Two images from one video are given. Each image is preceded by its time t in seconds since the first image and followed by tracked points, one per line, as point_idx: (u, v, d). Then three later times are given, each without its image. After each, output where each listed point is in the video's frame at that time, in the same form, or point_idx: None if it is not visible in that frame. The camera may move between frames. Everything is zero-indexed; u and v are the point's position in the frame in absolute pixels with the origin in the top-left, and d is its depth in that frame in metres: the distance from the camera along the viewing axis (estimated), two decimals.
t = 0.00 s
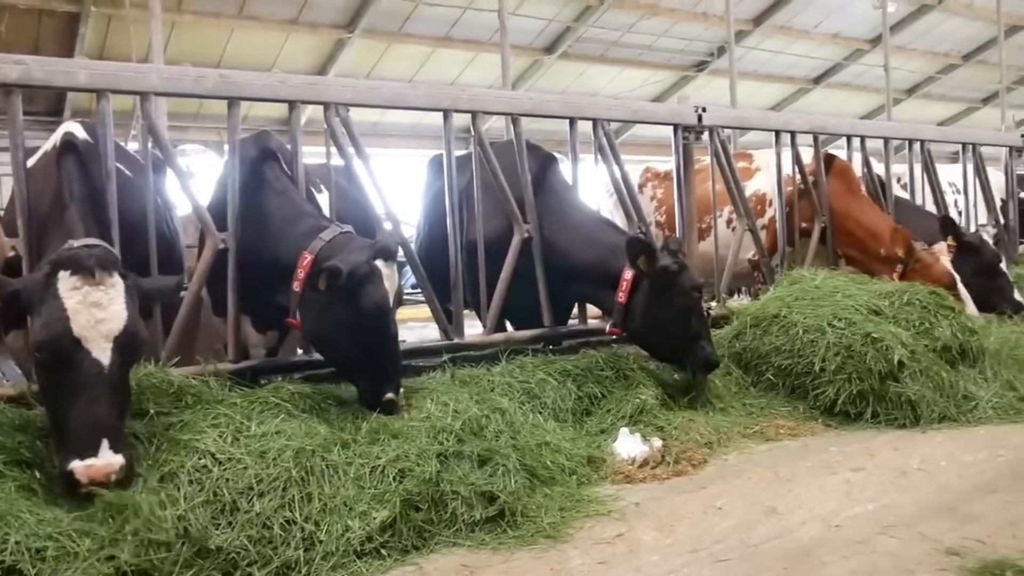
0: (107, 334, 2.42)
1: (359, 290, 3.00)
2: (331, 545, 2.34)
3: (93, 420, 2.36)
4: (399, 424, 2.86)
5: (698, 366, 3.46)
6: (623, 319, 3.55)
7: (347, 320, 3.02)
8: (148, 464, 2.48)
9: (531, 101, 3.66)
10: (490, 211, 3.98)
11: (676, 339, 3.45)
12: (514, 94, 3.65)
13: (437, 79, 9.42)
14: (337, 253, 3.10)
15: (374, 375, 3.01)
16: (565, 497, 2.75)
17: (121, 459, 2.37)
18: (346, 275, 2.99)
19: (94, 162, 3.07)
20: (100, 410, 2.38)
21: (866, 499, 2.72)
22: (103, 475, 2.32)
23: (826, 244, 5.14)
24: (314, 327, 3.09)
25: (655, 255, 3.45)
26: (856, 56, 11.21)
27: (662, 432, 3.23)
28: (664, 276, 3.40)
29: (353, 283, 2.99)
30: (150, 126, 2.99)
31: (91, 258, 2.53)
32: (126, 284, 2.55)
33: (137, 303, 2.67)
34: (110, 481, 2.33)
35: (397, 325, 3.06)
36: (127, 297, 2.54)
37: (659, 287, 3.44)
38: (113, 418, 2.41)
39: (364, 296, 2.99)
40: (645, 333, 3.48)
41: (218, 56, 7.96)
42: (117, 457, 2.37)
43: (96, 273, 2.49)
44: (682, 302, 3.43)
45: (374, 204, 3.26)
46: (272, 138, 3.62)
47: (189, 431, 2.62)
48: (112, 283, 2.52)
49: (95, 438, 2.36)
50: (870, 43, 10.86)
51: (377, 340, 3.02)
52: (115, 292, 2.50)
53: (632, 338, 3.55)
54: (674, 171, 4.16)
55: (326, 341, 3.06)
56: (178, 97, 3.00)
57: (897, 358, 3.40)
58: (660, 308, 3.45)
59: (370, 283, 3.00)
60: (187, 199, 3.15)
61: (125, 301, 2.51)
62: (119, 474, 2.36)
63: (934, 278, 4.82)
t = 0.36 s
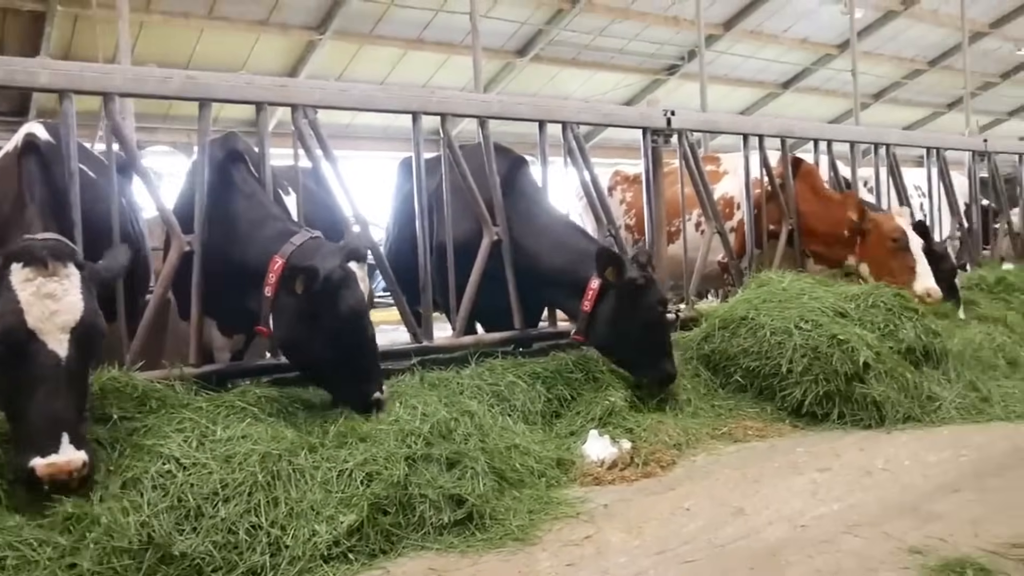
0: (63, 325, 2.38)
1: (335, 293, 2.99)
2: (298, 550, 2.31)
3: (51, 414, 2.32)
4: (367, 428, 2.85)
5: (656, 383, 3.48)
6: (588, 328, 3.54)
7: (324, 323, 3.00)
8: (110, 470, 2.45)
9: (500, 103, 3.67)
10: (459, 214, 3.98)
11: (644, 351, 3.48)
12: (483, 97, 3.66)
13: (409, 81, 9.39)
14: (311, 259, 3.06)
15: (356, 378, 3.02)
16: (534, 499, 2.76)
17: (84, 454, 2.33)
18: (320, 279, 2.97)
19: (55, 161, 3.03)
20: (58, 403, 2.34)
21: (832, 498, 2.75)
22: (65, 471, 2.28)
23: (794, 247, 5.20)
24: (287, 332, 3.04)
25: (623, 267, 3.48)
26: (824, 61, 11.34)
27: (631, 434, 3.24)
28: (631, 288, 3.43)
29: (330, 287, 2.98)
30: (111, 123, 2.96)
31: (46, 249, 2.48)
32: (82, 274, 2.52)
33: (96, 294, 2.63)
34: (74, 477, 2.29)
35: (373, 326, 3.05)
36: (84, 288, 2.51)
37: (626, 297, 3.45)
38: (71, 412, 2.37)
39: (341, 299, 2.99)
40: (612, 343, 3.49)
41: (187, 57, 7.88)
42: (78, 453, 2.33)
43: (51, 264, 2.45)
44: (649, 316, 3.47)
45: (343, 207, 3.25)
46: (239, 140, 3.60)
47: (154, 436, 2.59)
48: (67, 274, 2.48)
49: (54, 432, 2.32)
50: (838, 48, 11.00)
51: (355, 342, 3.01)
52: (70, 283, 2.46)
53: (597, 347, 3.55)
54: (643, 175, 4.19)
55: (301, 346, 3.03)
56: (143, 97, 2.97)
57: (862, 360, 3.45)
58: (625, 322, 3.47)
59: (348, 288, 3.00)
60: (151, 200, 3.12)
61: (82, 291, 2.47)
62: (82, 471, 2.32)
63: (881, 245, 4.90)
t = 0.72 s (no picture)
0: (21, 325, 2.34)
1: (316, 297, 3.06)
2: (264, 550, 2.29)
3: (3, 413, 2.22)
4: (335, 427, 2.83)
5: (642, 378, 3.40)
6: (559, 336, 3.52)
7: (300, 325, 3.03)
8: (73, 470, 2.41)
9: (470, 101, 3.67)
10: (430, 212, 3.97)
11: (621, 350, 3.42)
12: (453, 95, 3.66)
13: (382, 79, 9.36)
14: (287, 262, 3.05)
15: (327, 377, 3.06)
16: (503, 497, 2.76)
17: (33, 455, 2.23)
18: (305, 285, 3.00)
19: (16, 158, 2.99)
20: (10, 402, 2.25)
21: (798, 495, 2.78)
22: (12, 472, 2.18)
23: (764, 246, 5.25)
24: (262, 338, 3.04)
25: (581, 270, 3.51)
26: (795, 61, 11.45)
27: (600, 431, 3.26)
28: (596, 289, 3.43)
29: (311, 292, 3.04)
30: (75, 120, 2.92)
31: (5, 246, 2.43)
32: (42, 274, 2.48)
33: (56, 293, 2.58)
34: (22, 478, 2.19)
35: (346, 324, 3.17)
36: (44, 288, 2.47)
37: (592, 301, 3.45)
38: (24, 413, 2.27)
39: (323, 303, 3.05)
40: (588, 344, 3.43)
41: (157, 53, 7.80)
42: (27, 454, 2.22)
43: (10, 262, 2.41)
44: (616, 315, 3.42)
45: (312, 205, 3.24)
46: (206, 137, 3.57)
47: (118, 436, 2.56)
48: (27, 274, 2.44)
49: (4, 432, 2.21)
50: (809, 49, 11.12)
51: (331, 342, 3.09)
52: (31, 282, 2.42)
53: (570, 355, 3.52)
54: (613, 174, 4.21)
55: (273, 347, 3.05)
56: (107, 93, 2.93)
57: (829, 357, 3.49)
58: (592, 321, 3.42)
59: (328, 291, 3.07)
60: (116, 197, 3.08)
61: (42, 291, 2.43)
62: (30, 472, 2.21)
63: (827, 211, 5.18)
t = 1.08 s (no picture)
0: None
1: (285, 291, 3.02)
2: (231, 549, 2.27)
3: None
4: (303, 425, 2.82)
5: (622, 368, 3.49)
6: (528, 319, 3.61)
7: (274, 319, 3.02)
8: (35, 470, 2.37)
9: (441, 97, 3.66)
10: (401, 208, 3.96)
11: (593, 334, 3.52)
12: (424, 91, 3.65)
13: (355, 75, 9.31)
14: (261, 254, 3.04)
15: (302, 370, 3.08)
16: (473, 494, 2.75)
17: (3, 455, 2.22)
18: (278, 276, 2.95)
19: None
20: None
21: (766, 490, 2.81)
22: None
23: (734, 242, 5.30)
24: (237, 332, 3.03)
25: (534, 249, 3.59)
26: (767, 61, 11.55)
27: (572, 428, 3.27)
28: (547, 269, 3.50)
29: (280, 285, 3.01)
30: (39, 112, 2.86)
31: None
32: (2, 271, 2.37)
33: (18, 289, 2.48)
34: None
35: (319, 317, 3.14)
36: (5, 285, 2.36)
37: (546, 281, 3.52)
38: None
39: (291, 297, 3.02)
40: (562, 333, 3.53)
41: (126, 45, 7.70)
42: None
43: None
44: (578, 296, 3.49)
45: (281, 201, 3.21)
46: (173, 132, 3.53)
47: (81, 434, 2.52)
48: None
49: None
50: (780, 48, 11.22)
51: (304, 335, 3.07)
52: None
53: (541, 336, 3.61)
54: (585, 170, 4.22)
55: (250, 344, 3.02)
56: (72, 85, 2.89)
57: (798, 354, 3.53)
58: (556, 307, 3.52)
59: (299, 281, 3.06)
60: (80, 192, 3.03)
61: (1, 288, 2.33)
62: None
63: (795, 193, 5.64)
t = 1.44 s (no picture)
0: None
1: (255, 284, 2.97)
2: (201, 552, 2.24)
3: None
4: (276, 426, 2.79)
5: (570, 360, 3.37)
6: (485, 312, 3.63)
7: (245, 318, 2.97)
8: None
9: (416, 96, 3.65)
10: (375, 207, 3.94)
11: (533, 328, 3.45)
12: (399, 90, 3.63)
13: (330, 75, 9.28)
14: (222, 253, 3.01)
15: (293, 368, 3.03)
16: (447, 495, 2.74)
17: None
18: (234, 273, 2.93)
19: None
20: None
21: (739, 490, 2.82)
22: None
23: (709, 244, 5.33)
24: (222, 336, 3.00)
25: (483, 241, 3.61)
26: (741, 63, 11.64)
27: (546, 428, 3.27)
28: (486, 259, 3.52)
29: (244, 279, 2.96)
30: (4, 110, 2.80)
31: None
32: None
33: None
34: None
35: (301, 310, 3.12)
36: None
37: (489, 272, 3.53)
38: None
39: (262, 289, 2.96)
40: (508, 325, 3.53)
41: (98, 42, 7.62)
42: None
43: None
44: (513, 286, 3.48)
45: (253, 200, 3.18)
46: (144, 130, 3.49)
47: (47, 436, 2.47)
48: None
49: None
50: (755, 51, 11.32)
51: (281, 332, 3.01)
52: None
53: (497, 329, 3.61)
54: (560, 171, 4.23)
55: (232, 348, 3.01)
56: (39, 82, 2.84)
57: (771, 354, 3.55)
58: (498, 299, 3.55)
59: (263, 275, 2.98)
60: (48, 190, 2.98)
61: None
62: None
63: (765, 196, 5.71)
